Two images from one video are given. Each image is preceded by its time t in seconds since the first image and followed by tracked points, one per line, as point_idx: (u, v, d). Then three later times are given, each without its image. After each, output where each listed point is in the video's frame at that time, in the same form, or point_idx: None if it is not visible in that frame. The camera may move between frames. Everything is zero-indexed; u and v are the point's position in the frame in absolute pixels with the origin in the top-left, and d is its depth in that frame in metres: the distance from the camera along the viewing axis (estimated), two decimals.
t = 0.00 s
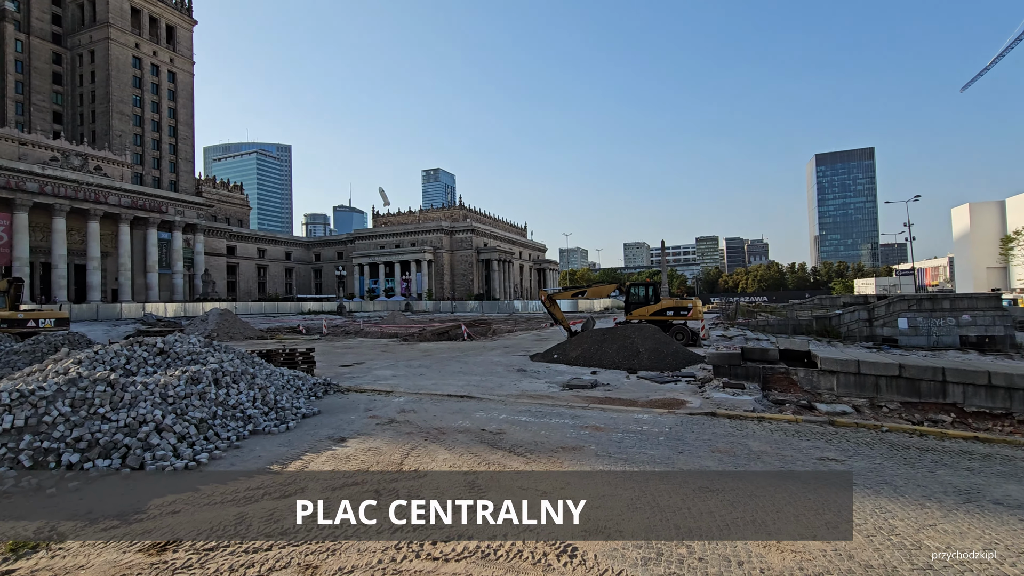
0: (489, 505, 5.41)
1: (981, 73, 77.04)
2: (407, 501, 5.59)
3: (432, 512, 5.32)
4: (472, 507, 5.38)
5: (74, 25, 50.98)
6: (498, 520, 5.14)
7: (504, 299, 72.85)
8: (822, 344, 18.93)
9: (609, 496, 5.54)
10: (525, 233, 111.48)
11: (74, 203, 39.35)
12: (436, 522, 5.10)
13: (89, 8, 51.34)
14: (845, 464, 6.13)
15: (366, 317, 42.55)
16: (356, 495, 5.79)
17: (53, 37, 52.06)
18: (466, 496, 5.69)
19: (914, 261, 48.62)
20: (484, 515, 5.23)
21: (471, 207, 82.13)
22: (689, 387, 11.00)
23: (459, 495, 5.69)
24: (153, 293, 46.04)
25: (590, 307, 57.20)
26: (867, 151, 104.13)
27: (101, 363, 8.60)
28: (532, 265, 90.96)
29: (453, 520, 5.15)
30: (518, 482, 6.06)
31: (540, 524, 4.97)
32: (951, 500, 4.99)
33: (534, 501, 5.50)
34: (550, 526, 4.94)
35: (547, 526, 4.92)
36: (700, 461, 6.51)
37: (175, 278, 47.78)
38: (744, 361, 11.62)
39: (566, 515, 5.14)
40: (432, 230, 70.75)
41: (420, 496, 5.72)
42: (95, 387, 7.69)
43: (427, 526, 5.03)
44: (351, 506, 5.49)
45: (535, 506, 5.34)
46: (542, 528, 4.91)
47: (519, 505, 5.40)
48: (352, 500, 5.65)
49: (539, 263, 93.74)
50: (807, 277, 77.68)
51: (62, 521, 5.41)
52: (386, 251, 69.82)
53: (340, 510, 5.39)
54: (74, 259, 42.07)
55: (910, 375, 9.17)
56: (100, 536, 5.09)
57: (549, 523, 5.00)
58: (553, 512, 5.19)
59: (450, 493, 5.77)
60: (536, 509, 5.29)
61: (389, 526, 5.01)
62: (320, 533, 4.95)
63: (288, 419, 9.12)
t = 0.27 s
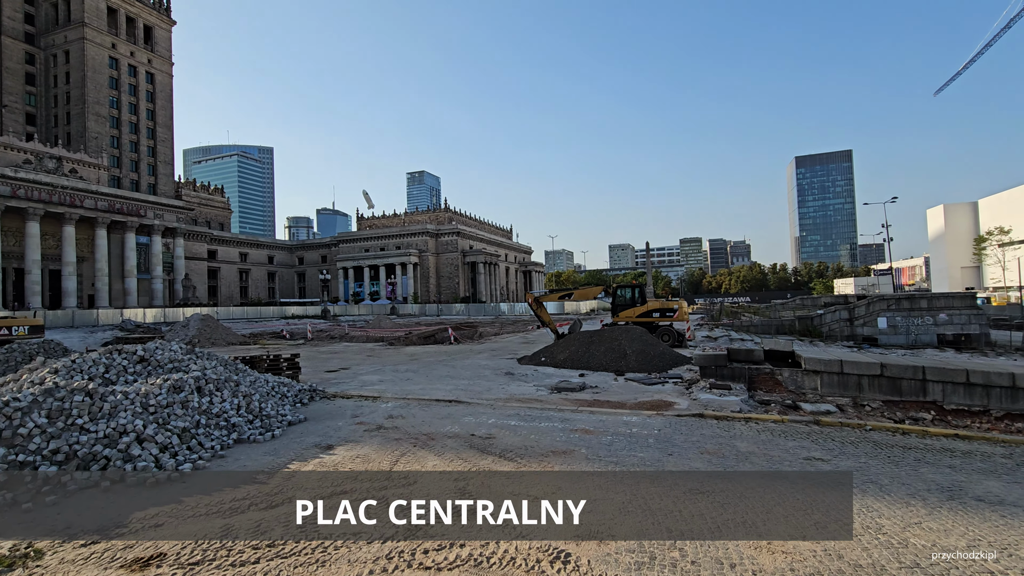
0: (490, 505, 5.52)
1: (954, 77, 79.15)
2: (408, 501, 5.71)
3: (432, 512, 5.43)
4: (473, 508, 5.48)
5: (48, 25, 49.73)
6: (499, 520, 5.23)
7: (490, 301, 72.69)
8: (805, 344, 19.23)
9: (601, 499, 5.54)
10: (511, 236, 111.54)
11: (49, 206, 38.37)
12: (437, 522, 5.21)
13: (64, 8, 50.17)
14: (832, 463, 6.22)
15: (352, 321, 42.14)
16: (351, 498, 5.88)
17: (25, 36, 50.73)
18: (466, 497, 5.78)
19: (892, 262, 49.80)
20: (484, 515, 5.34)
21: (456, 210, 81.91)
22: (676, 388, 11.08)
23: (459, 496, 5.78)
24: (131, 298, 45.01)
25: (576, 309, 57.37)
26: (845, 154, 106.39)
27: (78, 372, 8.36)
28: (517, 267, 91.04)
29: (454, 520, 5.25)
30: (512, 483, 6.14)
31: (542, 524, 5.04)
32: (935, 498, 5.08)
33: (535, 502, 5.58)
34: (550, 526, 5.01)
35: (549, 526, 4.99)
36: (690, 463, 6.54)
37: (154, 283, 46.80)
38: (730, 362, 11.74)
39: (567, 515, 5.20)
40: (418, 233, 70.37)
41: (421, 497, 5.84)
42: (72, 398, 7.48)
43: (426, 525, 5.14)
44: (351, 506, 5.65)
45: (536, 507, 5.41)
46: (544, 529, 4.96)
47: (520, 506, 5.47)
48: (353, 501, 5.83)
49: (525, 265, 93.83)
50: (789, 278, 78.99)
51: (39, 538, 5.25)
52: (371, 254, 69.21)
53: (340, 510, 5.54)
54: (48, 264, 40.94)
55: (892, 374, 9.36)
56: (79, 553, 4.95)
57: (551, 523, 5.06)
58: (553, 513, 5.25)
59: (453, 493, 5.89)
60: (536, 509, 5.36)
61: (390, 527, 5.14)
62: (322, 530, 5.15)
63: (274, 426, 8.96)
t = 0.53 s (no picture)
0: (490, 505, 5.68)
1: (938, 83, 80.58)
2: (408, 501, 5.93)
3: (432, 512, 5.63)
4: (473, 508, 5.66)
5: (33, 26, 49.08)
6: (499, 520, 5.39)
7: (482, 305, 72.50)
8: (796, 347, 19.40)
9: (598, 505, 5.53)
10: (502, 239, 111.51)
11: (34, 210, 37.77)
12: (437, 521, 5.41)
13: (50, 9, 49.57)
14: (826, 467, 6.26)
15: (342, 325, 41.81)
16: (347, 500, 6.05)
17: (9, 38, 50.02)
18: (465, 497, 5.96)
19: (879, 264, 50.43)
20: (485, 515, 5.50)
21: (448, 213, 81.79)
22: (669, 392, 11.11)
23: (459, 496, 5.96)
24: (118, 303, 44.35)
25: (568, 313, 57.36)
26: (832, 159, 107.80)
27: (65, 379, 8.20)
28: (509, 270, 91.00)
29: (453, 520, 5.43)
30: (506, 484, 6.29)
31: (542, 524, 5.18)
32: (929, 500, 5.13)
33: (536, 502, 5.71)
34: (549, 526, 5.15)
35: (549, 526, 5.13)
36: (686, 467, 6.55)
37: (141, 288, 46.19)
38: (723, 365, 11.81)
39: (567, 515, 5.34)
40: (409, 236, 70.11)
41: (420, 497, 6.03)
42: (60, 406, 7.36)
43: (426, 525, 5.33)
44: (351, 507, 5.88)
45: (536, 506, 5.55)
46: (544, 529, 5.10)
47: (520, 506, 5.63)
48: (353, 501, 6.05)
49: (517, 269, 93.83)
50: (778, 281, 79.72)
51: (26, 550, 5.18)
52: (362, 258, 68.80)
53: (340, 510, 5.80)
54: (32, 268, 40.24)
55: (882, 376, 9.47)
56: (68, 566, 4.88)
57: (552, 524, 5.20)
58: (553, 512, 5.39)
59: (452, 493, 6.07)
60: (537, 509, 5.50)
61: (390, 528, 5.33)
62: (320, 530, 5.42)
63: (266, 433, 8.83)
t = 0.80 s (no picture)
0: (490, 505, 5.73)
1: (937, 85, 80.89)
2: (408, 501, 5.97)
3: (432, 512, 5.67)
4: (473, 507, 5.71)
5: (35, 29, 49.22)
6: (499, 520, 5.43)
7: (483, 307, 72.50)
8: (798, 349, 19.39)
9: (604, 508, 5.52)
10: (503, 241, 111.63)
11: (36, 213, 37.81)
12: (436, 521, 5.45)
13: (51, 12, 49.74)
14: (833, 469, 6.25)
15: (343, 327, 41.80)
16: (348, 500, 6.11)
17: (11, 41, 50.13)
18: (464, 497, 6.01)
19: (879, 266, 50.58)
20: (485, 515, 5.54)
21: (448, 216, 81.85)
22: (672, 394, 11.10)
23: (457, 496, 6.01)
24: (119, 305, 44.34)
25: (568, 315, 57.39)
26: (832, 162, 108.06)
27: (68, 381, 8.19)
28: (509, 272, 91.11)
29: (452, 520, 5.48)
30: (509, 484, 6.34)
31: (542, 524, 5.24)
32: (938, 503, 5.12)
33: (535, 502, 5.76)
34: (548, 526, 5.21)
35: (549, 526, 5.18)
36: (691, 470, 6.53)
37: (142, 290, 46.18)
38: (726, 368, 11.80)
39: (567, 515, 5.40)
40: (409, 239, 70.13)
41: (420, 497, 6.08)
42: (63, 408, 7.36)
43: (427, 525, 5.38)
44: (351, 506, 5.92)
45: (536, 506, 5.61)
46: (545, 529, 5.15)
47: (520, 505, 5.68)
48: (353, 501, 6.08)
49: (517, 271, 93.91)
50: (778, 283, 79.80)
51: (29, 552, 5.20)
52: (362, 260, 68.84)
53: (340, 510, 5.83)
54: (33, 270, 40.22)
55: (886, 379, 9.46)
56: (72, 568, 4.92)
57: (551, 523, 5.26)
58: (553, 512, 5.45)
59: (452, 493, 6.10)
60: (536, 509, 5.56)
61: (389, 527, 5.38)
62: (324, 530, 5.42)
63: (269, 435, 8.81)
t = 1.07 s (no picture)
0: (490, 505, 5.75)
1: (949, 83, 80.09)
2: (408, 501, 6.00)
3: (432, 512, 5.69)
4: (473, 507, 5.73)
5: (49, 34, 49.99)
6: (500, 520, 5.45)
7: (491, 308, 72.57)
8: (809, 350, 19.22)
9: (615, 509, 5.51)
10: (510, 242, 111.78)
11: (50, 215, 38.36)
12: (436, 521, 5.47)
13: (65, 17, 50.49)
14: (846, 471, 6.18)
15: (352, 328, 42.03)
16: (353, 498, 6.18)
17: (26, 45, 50.91)
18: (466, 497, 6.03)
19: (891, 267, 50.09)
20: (485, 515, 5.56)
21: (455, 217, 81.99)
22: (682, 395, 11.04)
23: (457, 496, 6.04)
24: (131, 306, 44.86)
25: (576, 316, 57.39)
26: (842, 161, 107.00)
27: (83, 381, 8.29)
28: (516, 273, 91.11)
29: (453, 520, 5.50)
30: (518, 483, 6.35)
31: (543, 525, 5.26)
32: (954, 507, 5.05)
33: (535, 502, 5.79)
34: (552, 526, 5.24)
35: (550, 527, 5.21)
36: (703, 472, 6.49)
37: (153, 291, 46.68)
38: (736, 369, 11.73)
39: (567, 515, 5.43)
40: (417, 240, 70.33)
41: (421, 497, 6.11)
42: (78, 407, 7.46)
43: (427, 525, 5.40)
44: (351, 506, 5.96)
45: (535, 506, 5.65)
46: (547, 529, 5.19)
47: (520, 506, 5.71)
48: (354, 501, 6.11)
49: (524, 272, 93.94)
50: (788, 284, 79.16)
51: (45, 549, 5.27)
52: (370, 261, 69.14)
53: (340, 510, 5.86)
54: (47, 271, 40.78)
55: (899, 381, 9.35)
56: (88, 565, 4.99)
57: (551, 523, 5.29)
58: (553, 512, 5.49)
59: (452, 493, 6.13)
60: (536, 509, 5.59)
61: (388, 526, 5.41)
62: (334, 530, 5.46)
63: (279, 435, 8.86)
